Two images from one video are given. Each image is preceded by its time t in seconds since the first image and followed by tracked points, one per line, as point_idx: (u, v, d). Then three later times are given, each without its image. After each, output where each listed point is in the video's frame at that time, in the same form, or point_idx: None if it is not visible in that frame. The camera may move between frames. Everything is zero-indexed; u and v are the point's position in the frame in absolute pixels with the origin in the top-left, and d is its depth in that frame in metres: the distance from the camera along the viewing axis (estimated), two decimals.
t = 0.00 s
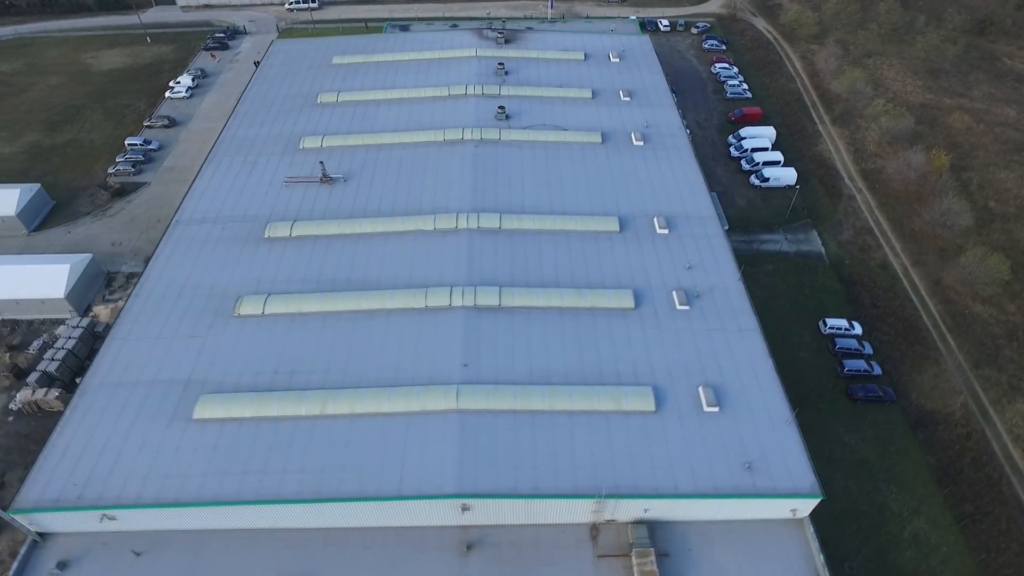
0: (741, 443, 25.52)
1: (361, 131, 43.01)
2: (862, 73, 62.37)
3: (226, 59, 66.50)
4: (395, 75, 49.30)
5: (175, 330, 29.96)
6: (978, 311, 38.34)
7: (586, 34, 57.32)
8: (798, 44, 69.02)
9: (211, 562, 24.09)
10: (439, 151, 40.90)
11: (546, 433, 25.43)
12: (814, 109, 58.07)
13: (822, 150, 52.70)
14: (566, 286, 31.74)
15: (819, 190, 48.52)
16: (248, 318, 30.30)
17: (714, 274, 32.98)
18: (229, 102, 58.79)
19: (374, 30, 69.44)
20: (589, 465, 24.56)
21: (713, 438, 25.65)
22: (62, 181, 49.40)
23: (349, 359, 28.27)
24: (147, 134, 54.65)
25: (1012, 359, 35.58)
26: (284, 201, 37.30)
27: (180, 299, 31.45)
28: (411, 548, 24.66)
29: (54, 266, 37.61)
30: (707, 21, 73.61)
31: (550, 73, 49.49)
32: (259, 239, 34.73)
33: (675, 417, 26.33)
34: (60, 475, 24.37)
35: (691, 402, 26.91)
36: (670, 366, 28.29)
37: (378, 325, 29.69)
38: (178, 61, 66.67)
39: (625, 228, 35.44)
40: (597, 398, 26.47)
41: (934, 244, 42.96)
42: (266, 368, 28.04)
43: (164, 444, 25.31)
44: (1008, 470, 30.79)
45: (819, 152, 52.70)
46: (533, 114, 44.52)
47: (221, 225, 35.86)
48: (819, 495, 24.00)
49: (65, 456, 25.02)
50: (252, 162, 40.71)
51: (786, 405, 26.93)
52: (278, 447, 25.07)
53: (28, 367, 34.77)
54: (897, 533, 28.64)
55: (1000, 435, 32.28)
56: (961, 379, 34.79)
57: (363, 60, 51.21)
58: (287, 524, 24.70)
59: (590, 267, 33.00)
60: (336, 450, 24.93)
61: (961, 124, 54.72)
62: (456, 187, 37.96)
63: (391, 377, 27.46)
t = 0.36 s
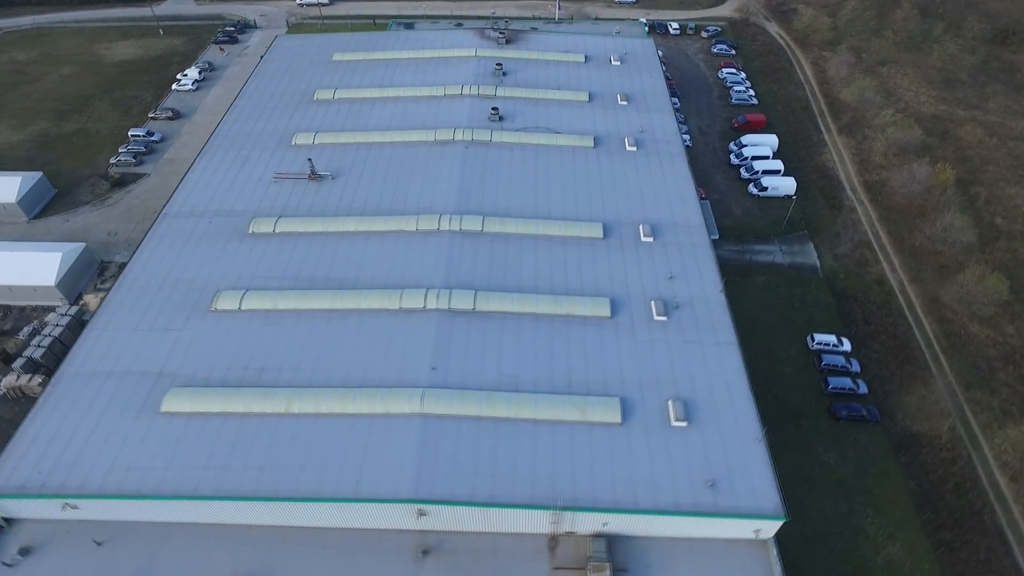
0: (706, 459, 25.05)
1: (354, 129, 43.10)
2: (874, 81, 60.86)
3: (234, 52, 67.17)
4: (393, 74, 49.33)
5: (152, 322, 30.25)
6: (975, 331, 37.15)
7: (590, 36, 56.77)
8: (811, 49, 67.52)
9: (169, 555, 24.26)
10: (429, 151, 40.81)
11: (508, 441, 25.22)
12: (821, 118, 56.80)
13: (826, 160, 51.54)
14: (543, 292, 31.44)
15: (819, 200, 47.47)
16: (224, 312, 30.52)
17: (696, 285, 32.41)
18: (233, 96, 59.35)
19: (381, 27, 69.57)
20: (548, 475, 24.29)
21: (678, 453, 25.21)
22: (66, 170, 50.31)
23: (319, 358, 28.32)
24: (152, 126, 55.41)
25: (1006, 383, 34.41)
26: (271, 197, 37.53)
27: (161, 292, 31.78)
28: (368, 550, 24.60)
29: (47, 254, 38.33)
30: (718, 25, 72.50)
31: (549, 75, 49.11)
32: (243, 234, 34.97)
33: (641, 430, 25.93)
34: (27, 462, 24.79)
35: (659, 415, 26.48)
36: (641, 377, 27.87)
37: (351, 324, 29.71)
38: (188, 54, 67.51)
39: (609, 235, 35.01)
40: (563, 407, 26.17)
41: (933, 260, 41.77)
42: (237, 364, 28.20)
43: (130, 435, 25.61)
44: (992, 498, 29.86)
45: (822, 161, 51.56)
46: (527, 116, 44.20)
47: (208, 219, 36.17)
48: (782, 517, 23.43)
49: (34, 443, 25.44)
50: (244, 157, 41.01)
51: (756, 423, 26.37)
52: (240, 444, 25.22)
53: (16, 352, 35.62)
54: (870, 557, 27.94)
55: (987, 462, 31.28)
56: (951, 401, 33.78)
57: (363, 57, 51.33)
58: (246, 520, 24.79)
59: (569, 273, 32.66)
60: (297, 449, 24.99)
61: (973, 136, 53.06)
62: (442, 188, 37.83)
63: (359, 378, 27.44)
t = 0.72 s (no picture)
0: (670, 475, 24.58)
1: (349, 125, 43.21)
2: (889, 91, 59.13)
3: (245, 45, 67.89)
4: (394, 71, 49.36)
5: (132, 311, 30.62)
6: (972, 354, 35.86)
7: (596, 37, 56.10)
8: (826, 56, 65.76)
9: (129, 544, 24.49)
10: (421, 150, 40.74)
11: (470, 447, 25.03)
12: (830, 127, 55.38)
13: (832, 171, 50.23)
14: (521, 297, 31.13)
15: (821, 212, 46.30)
16: (203, 305, 30.77)
17: (678, 295, 31.80)
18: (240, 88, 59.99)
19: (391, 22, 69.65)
20: (507, 484, 24.04)
21: (642, 467, 24.78)
22: (73, 157, 51.32)
23: (291, 355, 28.41)
24: (159, 116, 56.30)
25: (1000, 411, 33.18)
26: (261, 191, 37.79)
27: (144, 282, 32.18)
28: (325, 550, 24.58)
29: (42, 240, 39.12)
30: (732, 29, 71.18)
31: (549, 76, 48.68)
32: (230, 227, 35.26)
33: (607, 441, 25.54)
34: None
35: (626, 427, 26.05)
36: (611, 388, 27.44)
37: (326, 322, 29.76)
38: (201, 45, 68.38)
39: (594, 241, 34.55)
40: (528, 415, 25.90)
41: (934, 279, 40.47)
42: (210, 357, 28.41)
43: (100, 424, 25.97)
44: (974, 528, 28.90)
45: (828, 172, 50.23)
46: (523, 118, 43.87)
47: (197, 211, 36.55)
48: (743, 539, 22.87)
49: (7, 428, 25.93)
50: (239, 150, 41.35)
51: (725, 439, 25.80)
52: (205, 437, 25.42)
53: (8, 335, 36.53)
54: None
55: (973, 490, 30.25)
56: (940, 427, 32.69)
57: (366, 54, 51.44)
58: (207, 513, 24.95)
59: (550, 279, 32.31)
60: (260, 446, 25.11)
61: (988, 151, 51.27)
62: (430, 188, 37.73)
63: (328, 376, 27.44)
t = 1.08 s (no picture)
0: (631, 490, 24.12)
1: (345, 121, 43.25)
2: (905, 101, 57.30)
3: (257, 38, 68.53)
4: (395, 68, 49.29)
5: (114, 300, 31.02)
6: (968, 379, 34.56)
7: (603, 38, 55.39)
8: (842, 63, 63.97)
9: (91, 532, 24.80)
10: (414, 149, 40.62)
11: (430, 452, 24.86)
12: (840, 137, 53.87)
13: (838, 182, 48.84)
14: (498, 302, 30.82)
15: (822, 224, 45.07)
16: (183, 298, 31.06)
17: (658, 306, 31.19)
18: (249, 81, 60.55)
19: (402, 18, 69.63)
20: (464, 492, 23.82)
21: (603, 481, 24.36)
22: (81, 144, 52.31)
23: (264, 351, 28.52)
24: (167, 106, 57.13)
25: (992, 440, 31.92)
26: (252, 185, 38.03)
27: (129, 272, 32.61)
28: (282, 548, 24.63)
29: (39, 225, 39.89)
30: (747, 34, 69.78)
31: (550, 78, 48.19)
32: (218, 221, 35.54)
33: (570, 453, 25.16)
34: None
35: (591, 440, 25.63)
36: (580, 399, 27.03)
37: (301, 319, 29.81)
38: (214, 37, 69.21)
39: (578, 247, 34.07)
40: (493, 423, 25.62)
41: (935, 299, 39.09)
42: (184, 349, 28.67)
43: (71, 412, 26.37)
44: (954, 559, 28.03)
45: (833, 183, 48.85)
46: (519, 119, 43.48)
47: (188, 203, 36.90)
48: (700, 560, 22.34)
49: None
50: (234, 143, 41.66)
51: (692, 457, 25.23)
52: (171, 430, 25.66)
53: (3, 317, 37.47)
54: None
55: (957, 520, 29.26)
56: (927, 453, 31.58)
57: (369, 50, 51.48)
58: (169, 505, 25.17)
59: (529, 284, 31.95)
60: (224, 441, 25.25)
61: (1004, 167, 49.41)
62: (419, 188, 37.59)
63: (297, 374, 27.48)
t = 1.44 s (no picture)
0: (592, 504, 23.68)
1: (343, 116, 43.30)
2: (924, 112, 55.40)
3: (272, 30, 69.16)
4: (398, 64, 49.23)
5: (100, 287, 31.51)
6: (965, 405, 33.27)
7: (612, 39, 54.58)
8: (860, 71, 62.13)
9: (59, 515, 25.23)
10: (408, 146, 40.50)
11: (392, 454, 24.74)
12: (852, 147, 52.29)
13: (846, 195, 47.42)
14: (476, 304, 30.51)
15: (826, 237, 43.75)
16: (167, 287, 31.40)
17: (640, 315, 30.57)
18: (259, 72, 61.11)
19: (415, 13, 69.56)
20: (423, 495, 23.65)
21: (564, 493, 23.95)
22: (92, 131, 53.34)
23: (239, 344, 28.68)
24: (178, 95, 57.99)
25: (985, 470, 30.68)
26: (245, 177, 38.30)
27: (118, 259, 33.08)
28: (242, 541, 24.75)
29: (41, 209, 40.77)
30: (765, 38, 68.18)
31: (553, 78, 47.65)
32: (208, 211, 35.86)
33: (533, 462, 24.79)
34: None
35: (556, 450, 25.24)
36: (549, 407, 26.63)
37: (279, 313, 29.90)
38: (230, 28, 70.00)
39: (564, 252, 33.58)
40: (457, 427, 25.37)
41: (937, 319, 37.69)
42: (162, 339, 28.98)
43: (48, 395, 26.84)
44: None
45: (841, 195, 47.44)
46: (518, 120, 43.04)
47: (182, 192, 37.32)
48: None
49: None
50: (233, 134, 42.01)
51: (658, 472, 24.69)
52: (141, 418, 25.96)
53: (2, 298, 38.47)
54: None
55: (939, 551, 28.28)
56: (914, 481, 30.51)
57: (375, 45, 51.49)
58: (135, 493, 25.47)
59: (510, 287, 31.58)
60: (191, 432, 25.45)
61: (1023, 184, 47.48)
62: (410, 186, 37.45)
63: (269, 368, 27.57)
